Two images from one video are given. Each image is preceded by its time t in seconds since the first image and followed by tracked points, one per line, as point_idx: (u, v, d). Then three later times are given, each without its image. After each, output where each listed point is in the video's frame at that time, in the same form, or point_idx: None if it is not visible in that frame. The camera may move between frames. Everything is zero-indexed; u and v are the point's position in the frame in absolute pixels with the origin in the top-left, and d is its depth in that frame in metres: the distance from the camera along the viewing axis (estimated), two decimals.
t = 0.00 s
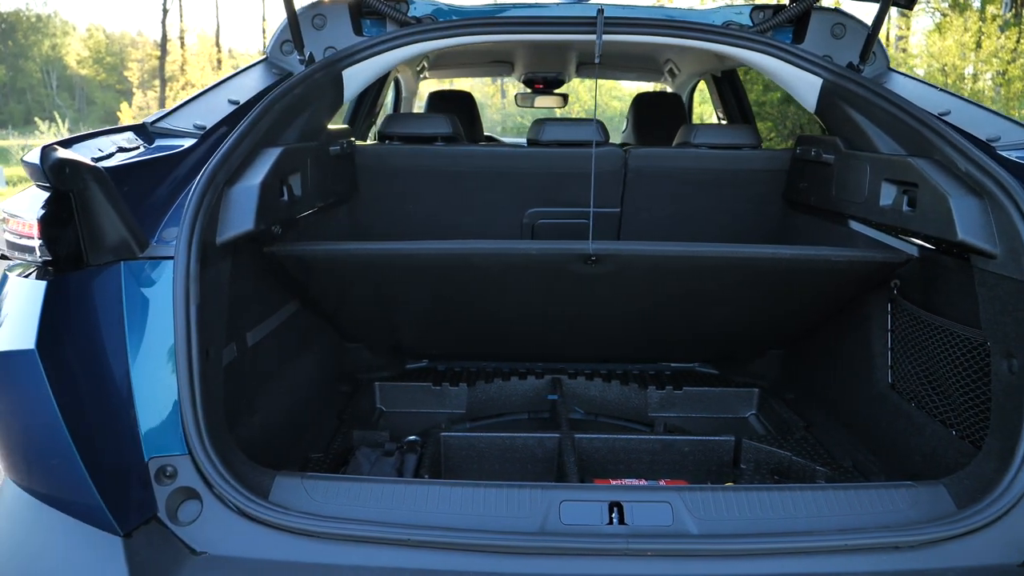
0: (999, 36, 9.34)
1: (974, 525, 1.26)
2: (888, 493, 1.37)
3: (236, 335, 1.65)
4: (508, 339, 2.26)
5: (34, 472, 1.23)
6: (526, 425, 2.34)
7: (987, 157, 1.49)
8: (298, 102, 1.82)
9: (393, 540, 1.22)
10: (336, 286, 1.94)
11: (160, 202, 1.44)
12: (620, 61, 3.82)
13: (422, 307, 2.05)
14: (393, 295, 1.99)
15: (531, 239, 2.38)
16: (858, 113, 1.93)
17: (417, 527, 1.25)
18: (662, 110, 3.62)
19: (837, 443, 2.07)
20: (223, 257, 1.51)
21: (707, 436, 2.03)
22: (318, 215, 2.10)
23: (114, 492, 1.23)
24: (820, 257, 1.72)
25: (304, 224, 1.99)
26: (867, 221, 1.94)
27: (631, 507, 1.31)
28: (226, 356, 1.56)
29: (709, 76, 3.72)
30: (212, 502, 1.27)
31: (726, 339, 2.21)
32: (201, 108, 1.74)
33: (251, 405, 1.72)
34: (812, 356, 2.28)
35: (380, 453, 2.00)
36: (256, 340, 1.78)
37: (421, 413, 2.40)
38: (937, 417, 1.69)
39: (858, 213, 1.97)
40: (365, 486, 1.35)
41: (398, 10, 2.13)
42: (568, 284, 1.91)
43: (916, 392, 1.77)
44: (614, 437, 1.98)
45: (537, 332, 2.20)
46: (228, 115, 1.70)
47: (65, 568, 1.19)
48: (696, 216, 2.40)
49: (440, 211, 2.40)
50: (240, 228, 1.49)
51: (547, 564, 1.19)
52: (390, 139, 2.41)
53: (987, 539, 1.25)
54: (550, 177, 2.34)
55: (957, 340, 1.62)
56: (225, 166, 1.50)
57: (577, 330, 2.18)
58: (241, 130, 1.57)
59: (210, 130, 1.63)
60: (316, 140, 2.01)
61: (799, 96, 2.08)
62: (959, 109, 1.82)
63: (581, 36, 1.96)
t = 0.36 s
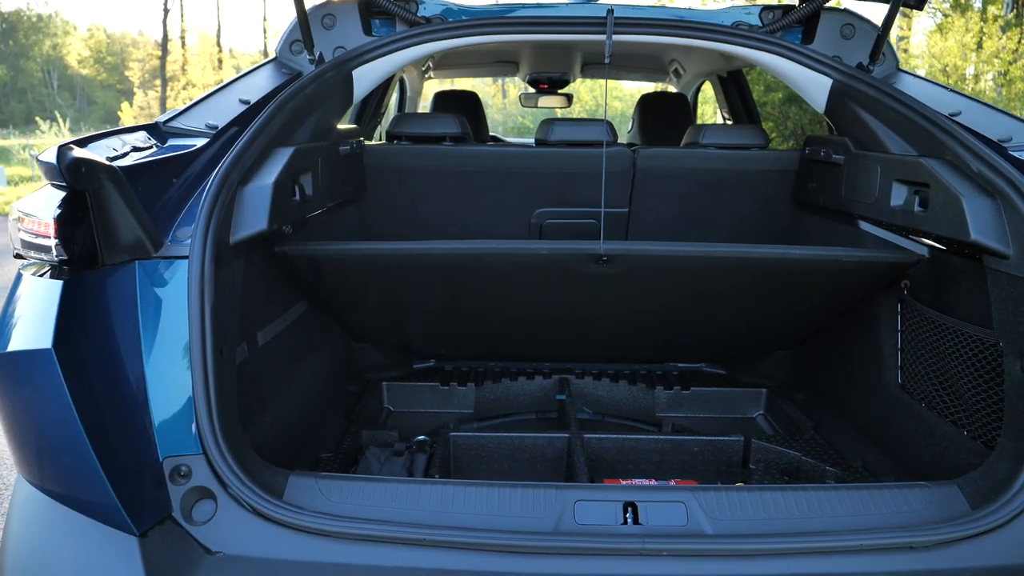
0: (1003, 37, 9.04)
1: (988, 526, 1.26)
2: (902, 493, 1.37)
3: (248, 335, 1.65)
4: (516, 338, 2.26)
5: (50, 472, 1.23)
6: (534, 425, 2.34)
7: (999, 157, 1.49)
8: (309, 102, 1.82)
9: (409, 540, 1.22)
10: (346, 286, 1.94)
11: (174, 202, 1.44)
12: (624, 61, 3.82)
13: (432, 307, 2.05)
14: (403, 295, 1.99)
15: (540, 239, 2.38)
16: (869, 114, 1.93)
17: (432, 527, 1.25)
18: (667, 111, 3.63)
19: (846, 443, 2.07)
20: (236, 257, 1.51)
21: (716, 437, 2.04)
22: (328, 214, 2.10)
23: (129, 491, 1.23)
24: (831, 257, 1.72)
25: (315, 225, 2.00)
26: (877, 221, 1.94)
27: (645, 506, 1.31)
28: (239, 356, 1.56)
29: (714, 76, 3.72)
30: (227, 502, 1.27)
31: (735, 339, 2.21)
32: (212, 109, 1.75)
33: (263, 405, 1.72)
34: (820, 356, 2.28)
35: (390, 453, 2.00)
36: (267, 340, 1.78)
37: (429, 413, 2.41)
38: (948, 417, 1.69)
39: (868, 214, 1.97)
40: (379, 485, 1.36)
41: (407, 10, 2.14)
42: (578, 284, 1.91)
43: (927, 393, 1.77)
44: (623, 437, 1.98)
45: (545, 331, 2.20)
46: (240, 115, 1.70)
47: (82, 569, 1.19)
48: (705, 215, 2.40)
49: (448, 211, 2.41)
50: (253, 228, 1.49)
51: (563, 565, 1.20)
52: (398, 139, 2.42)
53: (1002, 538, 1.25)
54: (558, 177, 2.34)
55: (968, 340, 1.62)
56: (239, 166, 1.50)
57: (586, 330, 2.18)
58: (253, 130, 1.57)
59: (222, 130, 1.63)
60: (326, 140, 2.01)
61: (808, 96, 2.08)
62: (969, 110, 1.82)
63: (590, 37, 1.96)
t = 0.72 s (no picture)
0: (1003, 37, 9.04)
1: (994, 526, 1.26)
2: (908, 493, 1.37)
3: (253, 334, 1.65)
4: (520, 338, 2.26)
5: (56, 472, 1.23)
6: (537, 425, 2.34)
7: (1004, 158, 1.49)
8: (314, 102, 1.82)
9: (415, 540, 1.22)
10: (350, 286, 1.94)
11: (180, 202, 1.44)
12: (626, 61, 3.82)
13: (435, 307, 2.05)
14: (407, 295, 1.99)
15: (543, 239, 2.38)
16: (874, 114, 1.93)
17: (438, 527, 1.25)
18: (669, 111, 3.63)
19: (850, 443, 2.07)
20: (242, 257, 1.51)
21: (719, 437, 2.04)
22: (332, 214, 2.10)
23: (135, 491, 1.22)
24: (836, 257, 1.72)
25: (319, 224, 2.00)
26: (881, 222, 1.94)
27: (651, 506, 1.31)
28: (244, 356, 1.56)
29: (716, 76, 3.72)
30: (233, 502, 1.27)
31: (739, 339, 2.21)
32: (217, 109, 1.75)
33: (268, 404, 1.72)
34: (824, 356, 2.28)
35: (394, 453, 2.00)
36: (271, 340, 1.78)
37: (432, 413, 2.41)
38: (952, 417, 1.69)
39: (872, 214, 1.98)
40: (384, 485, 1.36)
41: (412, 10, 2.14)
42: (582, 284, 1.91)
43: (931, 393, 1.77)
44: (626, 437, 1.98)
45: (549, 331, 2.20)
46: (245, 115, 1.70)
47: (88, 569, 1.18)
48: (709, 215, 2.40)
49: (451, 211, 2.41)
50: (259, 228, 1.50)
51: (570, 565, 1.20)
52: (402, 139, 2.42)
53: (1009, 537, 1.25)
54: (562, 177, 2.34)
55: (973, 340, 1.62)
56: (245, 166, 1.50)
57: (590, 330, 2.18)
58: (259, 129, 1.57)
59: (227, 130, 1.63)
60: (330, 140, 2.01)
61: (812, 96, 2.08)
62: (974, 110, 1.82)
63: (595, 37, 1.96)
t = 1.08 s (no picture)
0: (1004, 37, 9.03)
1: (997, 527, 1.26)
2: (910, 494, 1.37)
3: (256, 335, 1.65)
4: (521, 339, 2.26)
5: (59, 473, 1.23)
6: (539, 425, 2.35)
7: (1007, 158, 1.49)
8: (317, 103, 1.82)
9: (418, 540, 1.22)
10: (353, 286, 1.94)
11: (182, 203, 1.44)
12: (627, 62, 3.83)
13: (437, 308, 2.06)
14: (409, 295, 1.99)
15: (545, 240, 2.38)
16: (875, 115, 1.94)
17: (441, 528, 1.25)
18: (669, 112, 3.63)
19: (851, 444, 2.07)
20: (244, 257, 1.51)
21: (721, 437, 2.04)
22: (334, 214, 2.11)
23: (138, 492, 1.23)
24: (838, 257, 1.72)
25: (321, 225, 2.00)
26: (884, 222, 1.94)
27: (654, 506, 1.31)
28: (246, 356, 1.56)
29: (717, 77, 3.72)
30: (235, 503, 1.28)
31: (741, 339, 2.21)
32: (219, 109, 1.75)
33: (270, 404, 1.72)
34: (826, 356, 2.28)
35: (396, 454, 2.01)
36: (274, 340, 1.78)
37: (434, 414, 2.41)
38: (955, 418, 1.69)
39: (874, 214, 1.98)
40: (387, 486, 1.36)
41: (414, 11, 2.14)
42: (584, 285, 1.91)
43: (933, 393, 1.77)
44: (628, 437, 1.98)
45: (550, 332, 2.20)
46: (247, 116, 1.71)
47: (90, 569, 1.18)
48: (710, 216, 2.40)
49: (453, 211, 2.41)
50: (260, 229, 1.50)
51: (573, 565, 1.20)
52: (403, 139, 2.42)
53: (1011, 538, 1.25)
54: (563, 178, 2.34)
55: (976, 340, 1.62)
56: (247, 167, 1.51)
57: (592, 330, 2.18)
58: (262, 130, 1.57)
59: (229, 131, 1.63)
60: (333, 140, 2.01)
61: (814, 96, 2.08)
62: (977, 111, 1.82)
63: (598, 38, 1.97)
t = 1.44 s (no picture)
0: (1003, 37, 9.03)
1: (997, 527, 1.26)
2: (910, 494, 1.37)
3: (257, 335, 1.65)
4: (521, 338, 2.26)
5: (59, 473, 1.23)
6: (539, 425, 2.34)
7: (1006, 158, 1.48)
8: (316, 103, 1.82)
9: (418, 541, 1.22)
10: (353, 286, 1.94)
11: (182, 203, 1.44)
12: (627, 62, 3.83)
13: (437, 308, 2.06)
14: (409, 295, 1.99)
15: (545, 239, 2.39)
16: (875, 115, 1.93)
17: (441, 528, 1.25)
18: (670, 112, 3.62)
19: (851, 443, 2.07)
20: (244, 257, 1.51)
21: (721, 437, 2.04)
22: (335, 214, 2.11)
23: (137, 492, 1.22)
24: (838, 257, 1.72)
25: (321, 225, 2.00)
26: (884, 222, 1.94)
27: (653, 506, 1.31)
28: (246, 356, 1.57)
29: (717, 77, 3.73)
30: (235, 503, 1.28)
31: (741, 339, 2.21)
32: (218, 109, 1.75)
33: (270, 404, 1.72)
34: (826, 356, 2.28)
35: (396, 454, 2.01)
36: (274, 340, 1.78)
37: (434, 414, 2.41)
38: (955, 418, 1.69)
39: (874, 215, 1.98)
40: (387, 486, 1.36)
41: (414, 12, 2.14)
42: (583, 285, 1.91)
43: (933, 393, 1.77)
44: (628, 438, 1.97)
45: (550, 332, 2.20)
46: (247, 116, 1.71)
47: (90, 569, 1.18)
48: (710, 216, 2.40)
49: (452, 211, 2.42)
50: (260, 229, 1.50)
51: (573, 565, 1.20)
52: (404, 138, 2.41)
53: (1011, 538, 1.25)
54: (563, 178, 2.34)
55: (976, 340, 1.62)
56: (246, 167, 1.51)
57: (592, 330, 2.18)
58: (261, 130, 1.57)
59: (229, 131, 1.63)
60: (333, 140, 2.01)
61: (814, 96, 2.08)
62: (977, 111, 1.82)
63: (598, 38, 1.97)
